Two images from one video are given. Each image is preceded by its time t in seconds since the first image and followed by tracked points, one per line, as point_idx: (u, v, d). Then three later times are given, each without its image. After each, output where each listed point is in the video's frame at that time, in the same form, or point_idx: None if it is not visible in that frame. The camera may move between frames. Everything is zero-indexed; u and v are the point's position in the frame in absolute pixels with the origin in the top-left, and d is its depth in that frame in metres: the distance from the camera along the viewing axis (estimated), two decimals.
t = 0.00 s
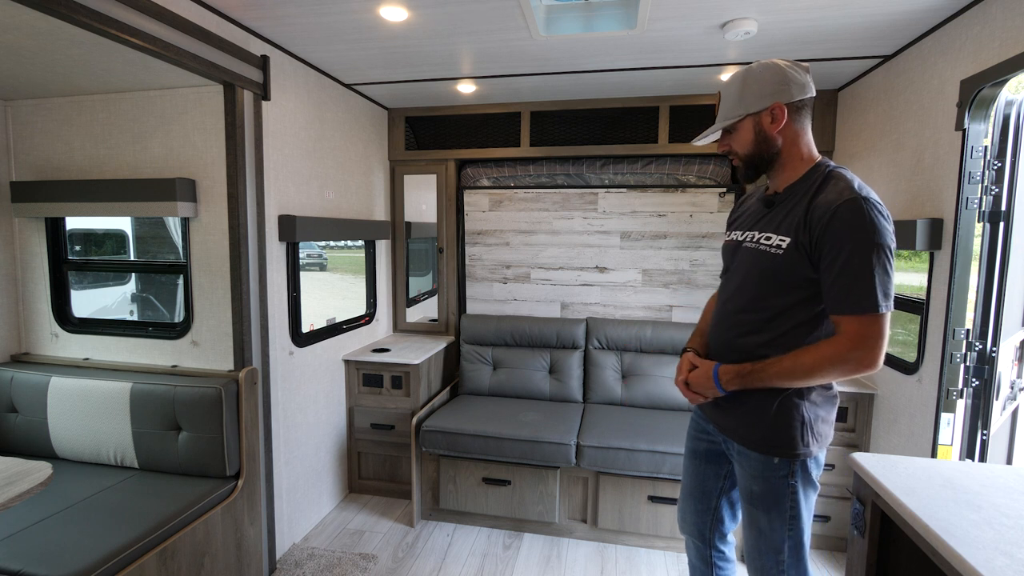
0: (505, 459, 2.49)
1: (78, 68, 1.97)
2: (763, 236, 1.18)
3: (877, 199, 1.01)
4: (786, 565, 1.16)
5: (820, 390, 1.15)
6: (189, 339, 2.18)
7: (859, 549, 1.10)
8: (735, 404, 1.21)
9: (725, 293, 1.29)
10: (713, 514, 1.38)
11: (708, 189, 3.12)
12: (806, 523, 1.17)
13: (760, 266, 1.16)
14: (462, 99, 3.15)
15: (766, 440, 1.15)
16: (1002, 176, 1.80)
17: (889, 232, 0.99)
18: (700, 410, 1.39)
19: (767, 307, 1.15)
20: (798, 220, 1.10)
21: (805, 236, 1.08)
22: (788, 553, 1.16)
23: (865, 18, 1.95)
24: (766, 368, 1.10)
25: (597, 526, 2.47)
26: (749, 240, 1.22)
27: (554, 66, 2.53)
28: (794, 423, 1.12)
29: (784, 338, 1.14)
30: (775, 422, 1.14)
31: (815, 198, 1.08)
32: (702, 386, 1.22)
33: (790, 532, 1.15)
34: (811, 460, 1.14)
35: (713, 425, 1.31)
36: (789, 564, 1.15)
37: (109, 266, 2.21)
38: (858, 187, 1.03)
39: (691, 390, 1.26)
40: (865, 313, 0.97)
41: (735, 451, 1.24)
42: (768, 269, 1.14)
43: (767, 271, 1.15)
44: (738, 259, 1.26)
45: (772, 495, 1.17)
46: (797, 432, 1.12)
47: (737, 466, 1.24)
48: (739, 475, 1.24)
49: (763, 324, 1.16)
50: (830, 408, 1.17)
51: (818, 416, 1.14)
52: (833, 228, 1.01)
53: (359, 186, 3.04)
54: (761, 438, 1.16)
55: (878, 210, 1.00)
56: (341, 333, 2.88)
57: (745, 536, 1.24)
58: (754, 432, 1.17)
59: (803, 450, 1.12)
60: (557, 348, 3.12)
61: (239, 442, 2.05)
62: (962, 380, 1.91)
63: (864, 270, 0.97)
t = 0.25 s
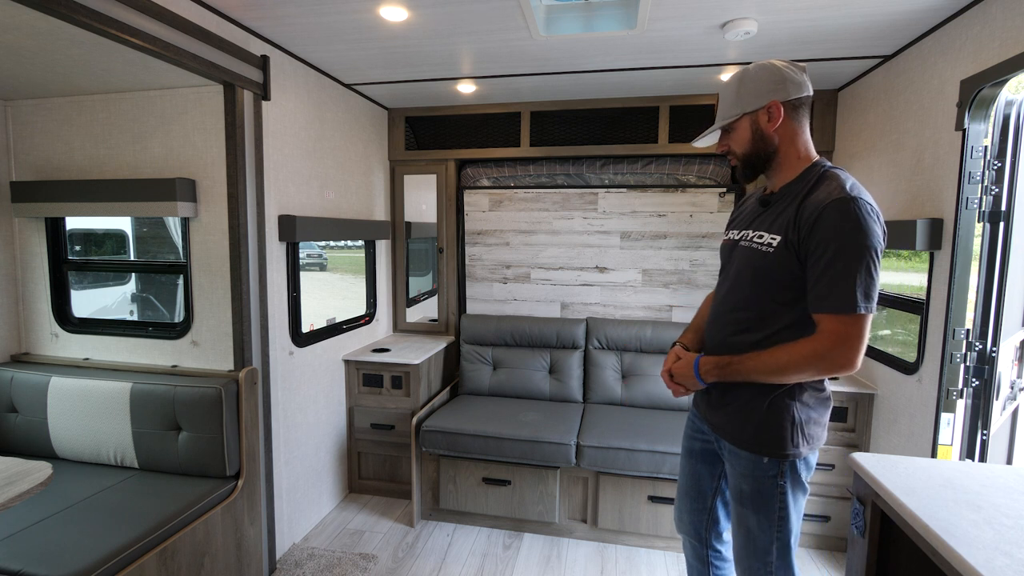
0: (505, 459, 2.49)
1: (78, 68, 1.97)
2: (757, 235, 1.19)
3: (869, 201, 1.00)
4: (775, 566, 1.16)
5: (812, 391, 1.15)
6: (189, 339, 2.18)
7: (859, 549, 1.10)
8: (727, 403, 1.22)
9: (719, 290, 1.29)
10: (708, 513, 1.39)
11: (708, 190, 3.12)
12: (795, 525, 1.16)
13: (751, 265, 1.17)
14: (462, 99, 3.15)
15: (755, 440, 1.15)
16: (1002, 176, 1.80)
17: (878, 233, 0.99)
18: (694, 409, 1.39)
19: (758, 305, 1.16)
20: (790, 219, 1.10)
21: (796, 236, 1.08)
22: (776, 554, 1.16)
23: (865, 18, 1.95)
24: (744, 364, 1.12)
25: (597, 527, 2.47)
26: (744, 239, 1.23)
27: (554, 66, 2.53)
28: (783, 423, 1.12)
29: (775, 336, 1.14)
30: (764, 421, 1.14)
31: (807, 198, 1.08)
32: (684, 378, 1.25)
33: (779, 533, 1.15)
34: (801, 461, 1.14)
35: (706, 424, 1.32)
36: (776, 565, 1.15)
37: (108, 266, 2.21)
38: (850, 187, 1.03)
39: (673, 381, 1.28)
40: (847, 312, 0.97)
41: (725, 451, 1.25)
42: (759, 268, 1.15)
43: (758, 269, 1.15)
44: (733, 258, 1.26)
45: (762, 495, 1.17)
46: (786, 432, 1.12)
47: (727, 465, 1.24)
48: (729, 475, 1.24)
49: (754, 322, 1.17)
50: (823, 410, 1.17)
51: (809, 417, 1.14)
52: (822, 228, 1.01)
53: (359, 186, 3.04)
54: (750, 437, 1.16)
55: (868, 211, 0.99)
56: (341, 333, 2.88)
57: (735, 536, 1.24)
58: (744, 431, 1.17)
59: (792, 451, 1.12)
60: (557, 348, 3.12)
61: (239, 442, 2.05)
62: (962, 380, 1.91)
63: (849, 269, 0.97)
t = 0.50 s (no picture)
0: (505, 459, 2.49)
1: (78, 68, 1.97)
2: (753, 235, 1.19)
3: (864, 200, 1.00)
4: (770, 566, 1.16)
5: (807, 392, 1.15)
6: (189, 339, 2.18)
7: (859, 549, 1.10)
8: (723, 403, 1.22)
9: (716, 291, 1.29)
10: (705, 513, 1.38)
11: (708, 190, 3.12)
12: (791, 524, 1.16)
13: (747, 265, 1.17)
14: (462, 99, 3.15)
15: (751, 439, 1.15)
16: (1002, 176, 1.80)
17: (872, 231, 0.99)
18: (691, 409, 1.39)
19: (754, 305, 1.16)
20: (785, 219, 1.10)
21: (791, 235, 1.08)
22: (772, 554, 1.15)
23: (865, 18, 1.95)
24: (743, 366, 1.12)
25: (597, 526, 2.47)
26: (740, 239, 1.22)
27: (554, 66, 2.53)
28: (779, 423, 1.12)
29: (771, 336, 1.14)
30: (760, 421, 1.14)
31: (802, 197, 1.09)
32: (684, 378, 1.24)
33: (775, 532, 1.15)
34: (797, 461, 1.14)
35: (702, 424, 1.31)
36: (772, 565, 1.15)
37: (109, 266, 2.21)
38: (844, 186, 1.03)
39: (674, 383, 1.28)
40: (845, 312, 0.97)
41: (722, 451, 1.25)
42: (754, 268, 1.15)
43: (754, 269, 1.15)
44: (729, 259, 1.26)
45: (758, 494, 1.17)
46: (782, 432, 1.12)
47: (724, 465, 1.24)
48: (726, 474, 1.24)
49: (751, 322, 1.17)
50: (819, 410, 1.17)
51: (805, 417, 1.14)
52: (817, 227, 1.01)
53: (359, 186, 3.04)
54: (746, 437, 1.16)
55: (863, 210, 0.99)
56: (341, 334, 2.88)
57: (731, 535, 1.24)
58: (740, 431, 1.17)
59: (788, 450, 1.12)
60: (557, 348, 3.12)
61: (239, 442, 2.05)
62: (962, 380, 1.91)
63: (845, 268, 0.97)
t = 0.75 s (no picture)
0: (505, 459, 2.49)
1: (78, 68, 1.97)
2: (751, 234, 1.19)
3: (861, 198, 1.01)
4: (774, 565, 1.16)
5: (807, 391, 1.16)
6: (189, 339, 2.18)
7: (859, 549, 1.10)
8: (724, 404, 1.21)
9: (715, 292, 1.29)
10: (705, 513, 1.38)
11: (708, 190, 3.13)
12: (794, 523, 1.17)
13: (747, 264, 1.17)
14: (462, 99, 3.15)
15: (753, 439, 1.15)
16: (1002, 176, 1.80)
17: (871, 228, 0.99)
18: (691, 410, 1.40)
19: (755, 305, 1.15)
20: (784, 217, 1.10)
21: (790, 234, 1.08)
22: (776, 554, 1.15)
23: (865, 18, 1.95)
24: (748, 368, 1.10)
25: (597, 526, 2.47)
26: (738, 239, 1.23)
27: (554, 66, 2.53)
28: (781, 421, 1.13)
29: (771, 336, 1.14)
30: (762, 420, 1.14)
31: (801, 196, 1.09)
32: (691, 394, 1.21)
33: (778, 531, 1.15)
34: (799, 460, 1.14)
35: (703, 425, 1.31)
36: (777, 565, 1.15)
37: (109, 266, 2.21)
38: (841, 184, 1.04)
39: (679, 400, 1.25)
40: (848, 310, 0.97)
41: (723, 451, 1.25)
42: (754, 267, 1.15)
43: (755, 269, 1.15)
44: (728, 259, 1.26)
45: (760, 494, 1.17)
46: (785, 431, 1.12)
47: (725, 465, 1.24)
48: (728, 475, 1.24)
49: (751, 322, 1.17)
50: (819, 408, 1.17)
51: (806, 416, 1.14)
52: (816, 225, 1.02)
53: (359, 186, 3.04)
54: (749, 437, 1.16)
55: (861, 208, 1.00)
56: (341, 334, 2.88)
57: (734, 536, 1.24)
58: (741, 431, 1.17)
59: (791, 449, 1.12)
60: (557, 348, 3.12)
61: (239, 442, 2.05)
62: (962, 380, 1.91)
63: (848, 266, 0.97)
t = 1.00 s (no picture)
0: (505, 459, 2.49)
1: (78, 68, 1.97)
2: (748, 235, 1.19)
3: (856, 195, 1.01)
4: (788, 563, 1.16)
5: (811, 388, 1.17)
6: (189, 339, 2.18)
7: (859, 549, 1.10)
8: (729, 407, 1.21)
9: (714, 293, 1.29)
10: (709, 512, 1.38)
11: (708, 190, 3.13)
12: (806, 520, 1.17)
13: (746, 266, 1.17)
14: (462, 99, 3.15)
15: (761, 440, 1.15)
16: (1002, 176, 1.80)
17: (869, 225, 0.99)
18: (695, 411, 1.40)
19: (754, 306, 1.15)
20: (781, 218, 1.10)
21: (788, 234, 1.08)
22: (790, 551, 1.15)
23: (865, 18, 1.95)
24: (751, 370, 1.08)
25: (597, 526, 2.47)
26: (735, 240, 1.23)
27: (554, 66, 2.53)
28: (787, 421, 1.13)
29: (772, 336, 1.14)
30: (768, 420, 1.14)
31: (796, 196, 1.09)
32: (694, 403, 1.15)
33: (792, 529, 1.15)
34: (807, 457, 1.15)
35: (708, 426, 1.31)
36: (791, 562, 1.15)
37: (109, 266, 2.21)
38: (836, 183, 1.04)
39: (683, 412, 1.17)
40: (850, 308, 0.96)
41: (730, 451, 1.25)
42: (753, 268, 1.15)
43: (753, 269, 1.15)
44: (726, 260, 1.26)
45: (771, 492, 1.17)
46: (791, 430, 1.13)
47: (734, 465, 1.24)
48: (737, 474, 1.24)
49: (751, 322, 1.16)
50: (823, 404, 1.19)
51: (810, 413, 1.15)
52: (814, 224, 1.02)
53: (359, 186, 3.04)
54: (757, 438, 1.16)
55: (856, 205, 1.00)
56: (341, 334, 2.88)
57: (746, 534, 1.23)
58: (749, 433, 1.17)
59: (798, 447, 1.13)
60: (558, 348, 3.12)
61: (239, 442, 2.05)
62: (962, 380, 1.91)
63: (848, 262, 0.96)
